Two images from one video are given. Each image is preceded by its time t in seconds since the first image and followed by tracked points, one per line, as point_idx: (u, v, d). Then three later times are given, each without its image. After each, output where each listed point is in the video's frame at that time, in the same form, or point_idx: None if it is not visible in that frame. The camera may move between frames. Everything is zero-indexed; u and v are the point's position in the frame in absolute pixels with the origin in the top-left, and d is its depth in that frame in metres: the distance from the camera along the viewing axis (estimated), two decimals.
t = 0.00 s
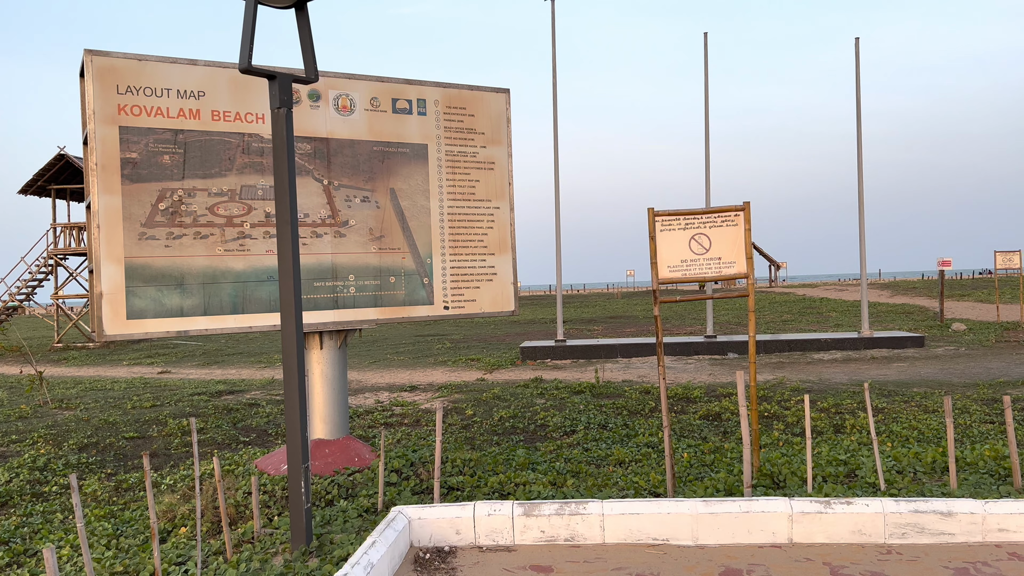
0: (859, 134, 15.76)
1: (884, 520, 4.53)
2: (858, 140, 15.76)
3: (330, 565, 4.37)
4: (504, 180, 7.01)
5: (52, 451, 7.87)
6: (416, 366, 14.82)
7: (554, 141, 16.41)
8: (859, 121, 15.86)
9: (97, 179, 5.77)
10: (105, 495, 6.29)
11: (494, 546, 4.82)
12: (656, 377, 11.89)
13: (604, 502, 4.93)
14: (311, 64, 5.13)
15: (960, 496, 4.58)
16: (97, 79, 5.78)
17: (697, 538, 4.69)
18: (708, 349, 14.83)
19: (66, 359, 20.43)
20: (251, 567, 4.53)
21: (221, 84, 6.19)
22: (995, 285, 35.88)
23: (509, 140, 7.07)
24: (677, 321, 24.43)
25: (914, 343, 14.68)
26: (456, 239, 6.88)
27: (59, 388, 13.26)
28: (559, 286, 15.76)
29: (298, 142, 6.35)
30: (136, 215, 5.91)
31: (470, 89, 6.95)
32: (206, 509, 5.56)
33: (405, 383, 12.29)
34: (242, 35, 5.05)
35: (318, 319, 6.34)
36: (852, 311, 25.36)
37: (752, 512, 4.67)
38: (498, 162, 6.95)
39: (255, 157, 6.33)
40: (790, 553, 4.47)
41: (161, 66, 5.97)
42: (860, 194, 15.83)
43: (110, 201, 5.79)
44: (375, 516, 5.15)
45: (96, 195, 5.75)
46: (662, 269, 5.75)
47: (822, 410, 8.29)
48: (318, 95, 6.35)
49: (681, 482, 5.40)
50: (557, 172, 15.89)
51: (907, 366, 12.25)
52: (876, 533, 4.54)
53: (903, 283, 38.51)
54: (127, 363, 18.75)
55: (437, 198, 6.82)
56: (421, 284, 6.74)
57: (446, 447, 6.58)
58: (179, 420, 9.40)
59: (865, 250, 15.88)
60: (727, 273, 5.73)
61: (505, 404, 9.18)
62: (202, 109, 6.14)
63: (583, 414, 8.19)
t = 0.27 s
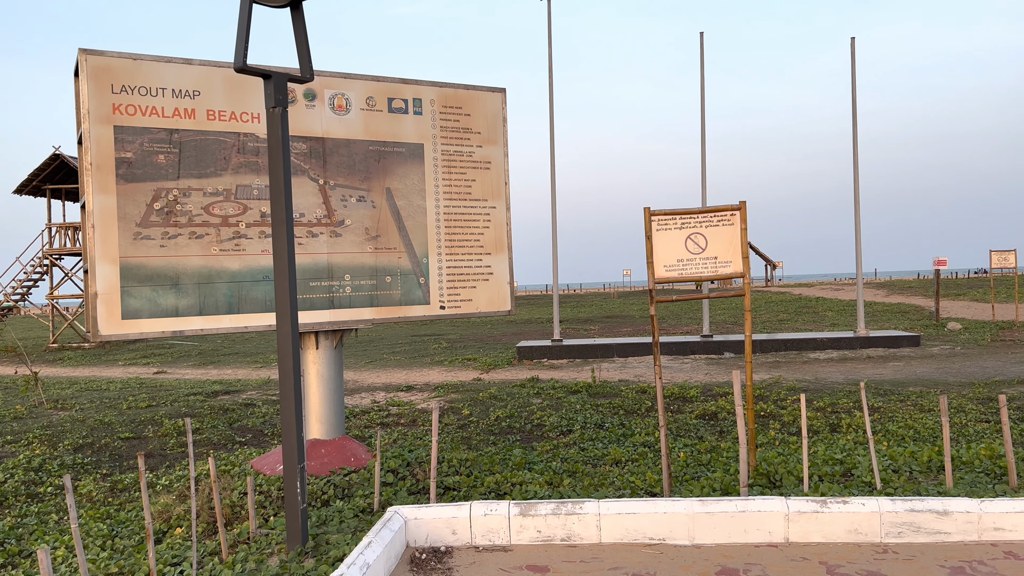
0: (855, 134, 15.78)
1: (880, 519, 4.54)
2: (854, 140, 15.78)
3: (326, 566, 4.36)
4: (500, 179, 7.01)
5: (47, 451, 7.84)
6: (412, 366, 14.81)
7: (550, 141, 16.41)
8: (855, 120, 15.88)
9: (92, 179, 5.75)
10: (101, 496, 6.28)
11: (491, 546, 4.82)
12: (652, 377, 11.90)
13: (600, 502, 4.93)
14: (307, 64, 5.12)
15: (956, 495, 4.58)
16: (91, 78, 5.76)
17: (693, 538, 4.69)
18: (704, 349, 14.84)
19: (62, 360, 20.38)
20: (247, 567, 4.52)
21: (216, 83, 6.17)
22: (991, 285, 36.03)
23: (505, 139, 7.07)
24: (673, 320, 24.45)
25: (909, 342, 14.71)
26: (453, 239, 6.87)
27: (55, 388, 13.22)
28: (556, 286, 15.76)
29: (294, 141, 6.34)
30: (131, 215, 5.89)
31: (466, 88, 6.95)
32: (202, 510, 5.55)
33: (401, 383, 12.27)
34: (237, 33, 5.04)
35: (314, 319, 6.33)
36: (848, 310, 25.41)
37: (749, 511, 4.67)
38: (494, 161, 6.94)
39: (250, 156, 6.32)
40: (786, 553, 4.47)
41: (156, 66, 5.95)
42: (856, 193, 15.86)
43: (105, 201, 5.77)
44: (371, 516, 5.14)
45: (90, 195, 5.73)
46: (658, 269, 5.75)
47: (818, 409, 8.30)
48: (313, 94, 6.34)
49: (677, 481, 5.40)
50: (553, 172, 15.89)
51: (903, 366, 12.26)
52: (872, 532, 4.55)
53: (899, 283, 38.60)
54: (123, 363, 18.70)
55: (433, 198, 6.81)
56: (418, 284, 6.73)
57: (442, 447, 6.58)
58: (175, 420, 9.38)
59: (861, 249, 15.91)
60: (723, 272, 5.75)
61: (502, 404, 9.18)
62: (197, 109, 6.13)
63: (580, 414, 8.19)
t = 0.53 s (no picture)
0: (850, 133, 15.80)
1: (876, 518, 4.55)
2: (850, 139, 15.81)
3: (321, 565, 4.35)
4: (496, 179, 7.01)
5: (42, 451, 7.81)
6: (408, 365, 14.80)
7: (546, 140, 16.41)
8: (850, 120, 15.90)
9: (86, 178, 5.73)
10: (96, 496, 6.26)
11: (487, 545, 4.82)
12: (648, 376, 11.90)
13: (596, 501, 4.93)
14: (302, 62, 5.11)
15: (951, 494, 4.60)
16: (86, 77, 5.74)
17: (689, 537, 4.69)
18: (700, 348, 14.86)
19: (56, 360, 20.30)
20: (242, 567, 4.50)
21: (211, 82, 6.16)
22: (985, 284, 36.18)
23: (501, 139, 7.06)
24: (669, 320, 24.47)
25: (905, 341, 14.74)
26: (449, 238, 6.87)
27: (49, 388, 13.17)
28: (551, 285, 15.77)
29: (289, 141, 6.33)
30: (126, 214, 5.87)
31: (462, 87, 6.94)
32: (197, 510, 5.53)
33: (397, 382, 12.26)
34: (232, 32, 5.04)
35: (309, 318, 6.32)
36: (844, 309, 25.47)
37: (745, 510, 4.68)
38: (490, 160, 6.94)
39: (245, 155, 6.30)
40: (782, 552, 4.48)
41: (151, 65, 5.93)
42: (851, 193, 15.89)
43: (99, 200, 5.75)
44: (367, 516, 5.13)
45: (84, 194, 5.71)
46: (654, 268, 5.75)
47: (813, 408, 8.32)
48: (309, 93, 6.33)
49: (673, 480, 5.41)
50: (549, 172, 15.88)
51: (898, 365, 12.28)
52: (868, 531, 4.56)
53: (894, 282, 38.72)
54: (118, 363, 18.64)
55: (429, 197, 6.80)
56: (413, 283, 6.72)
57: (438, 446, 6.58)
58: (170, 420, 9.36)
59: (857, 249, 15.94)
60: (719, 272, 5.74)
61: (498, 403, 9.18)
62: (192, 108, 6.11)
63: (576, 413, 8.19)
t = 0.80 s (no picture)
0: (844, 134, 15.85)
1: (870, 517, 4.57)
2: (844, 139, 15.85)
3: (316, 565, 4.34)
4: (491, 178, 7.00)
5: (34, 451, 7.78)
6: (403, 365, 14.79)
7: (540, 139, 16.40)
8: (844, 120, 15.94)
9: (79, 177, 5.71)
10: (89, 496, 6.24)
11: (482, 545, 4.81)
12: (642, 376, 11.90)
13: (591, 500, 4.93)
14: (296, 61, 5.10)
15: (945, 492, 4.61)
16: (79, 76, 5.72)
17: (683, 536, 4.70)
18: (694, 347, 14.88)
19: (49, 359, 20.20)
20: (236, 568, 4.49)
21: (205, 81, 6.14)
22: (978, 283, 36.37)
23: (496, 138, 7.06)
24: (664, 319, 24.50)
25: (898, 340, 14.78)
26: (444, 237, 6.86)
27: (42, 388, 13.11)
28: (546, 285, 15.77)
29: (283, 140, 6.31)
30: (119, 214, 5.85)
31: (456, 87, 6.94)
32: (191, 510, 5.52)
33: (391, 382, 12.24)
34: (226, 31, 5.02)
35: (303, 318, 6.31)
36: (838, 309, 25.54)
37: (739, 510, 4.69)
38: (485, 160, 6.93)
39: (239, 155, 6.29)
40: (776, 551, 4.49)
41: (144, 63, 5.91)
42: (845, 193, 15.94)
43: (92, 199, 5.73)
44: (361, 516, 5.13)
45: (77, 193, 5.69)
46: (649, 268, 5.75)
47: (807, 407, 8.34)
48: (303, 92, 6.32)
49: (668, 480, 5.42)
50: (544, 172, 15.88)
51: (892, 364, 12.32)
52: (862, 530, 4.57)
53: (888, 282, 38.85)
54: (111, 362, 18.57)
55: (423, 196, 6.79)
56: (408, 282, 6.72)
57: (433, 446, 6.57)
58: (164, 420, 9.33)
59: (851, 249, 15.99)
60: (715, 272, 5.72)
61: (493, 403, 9.18)
62: (186, 107, 6.09)
63: (571, 412, 8.19)
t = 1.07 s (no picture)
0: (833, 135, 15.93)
1: (858, 516, 4.59)
2: (833, 140, 15.94)
3: (306, 566, 4.33)
4: (481, 178, 6.99)
5: (21, 452, 7.72)
6: (393, 365, 14.77)
7: (531, 140, 16.40)
8: (833, 121, 16.03)
9: (66, 176, 5.67)
10: (77, 498, 6.19)
11: (472, 545, 4.81)
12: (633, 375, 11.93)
13: (582, 500, 4.93)
14: (286, 61, 5.08)
15: (933, 491, 4.64)
16: (66, 74, 5.68)
17: (674, 535, 4.71)
18: (684, 347, 14.92)
19: (36, 360, 20.04)
20: (225, 569, 4.47)
21: (194, 80, 6.11)
22: (965, 283, 36.70)
23: (487, 138, 7.05)
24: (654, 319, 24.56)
25: (886, 340, 14.88)
26: (434, 237, 6.85)
27: (28, 388, 13.00)
28: (537, 285, 15.78)
29: (273, 139, 6.29)
30: (107, 213, 5.82)
31: (446, 87, 6.93)
32: (180, 511, 5.49)
33: (381, 382, 12.22)
34: (215, 30, 5.01)
35: (293, 318, 6.30)
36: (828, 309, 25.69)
37: (729, 509, 4.70)
38: (475, 159, 6.93)
39: (228, 154, 6.26)
40: (766, 550, 4.51)
41: (133, 62, 5.88)
42: (834, 194, 16.04)
43: (80, 199, 5.69)
44: (352, 516, 5.11)
45: (65, 192, 5.65)
46: (639, 268, 5.76)
47: (796, 406, 8.38)
48: (292, 92, 6.30)
49: (659, 479, 5.43)
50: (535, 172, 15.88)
51: (880, 364, 12.38)
52: (851, 528, 4.60)
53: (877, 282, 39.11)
54: (99, 363, 18.44)
55: (413, 196, 6.79)
56: (398, 282, 6.71)
57: (423, 446, 6.56)
58: (153, 421, 9.28)
59: (840, 249, 16.08)
60: (704, 272, 5.76)
61: (484, 403, 9.17)
62: (174, 106, 6.06)
63: (561, 412, 8.20)
